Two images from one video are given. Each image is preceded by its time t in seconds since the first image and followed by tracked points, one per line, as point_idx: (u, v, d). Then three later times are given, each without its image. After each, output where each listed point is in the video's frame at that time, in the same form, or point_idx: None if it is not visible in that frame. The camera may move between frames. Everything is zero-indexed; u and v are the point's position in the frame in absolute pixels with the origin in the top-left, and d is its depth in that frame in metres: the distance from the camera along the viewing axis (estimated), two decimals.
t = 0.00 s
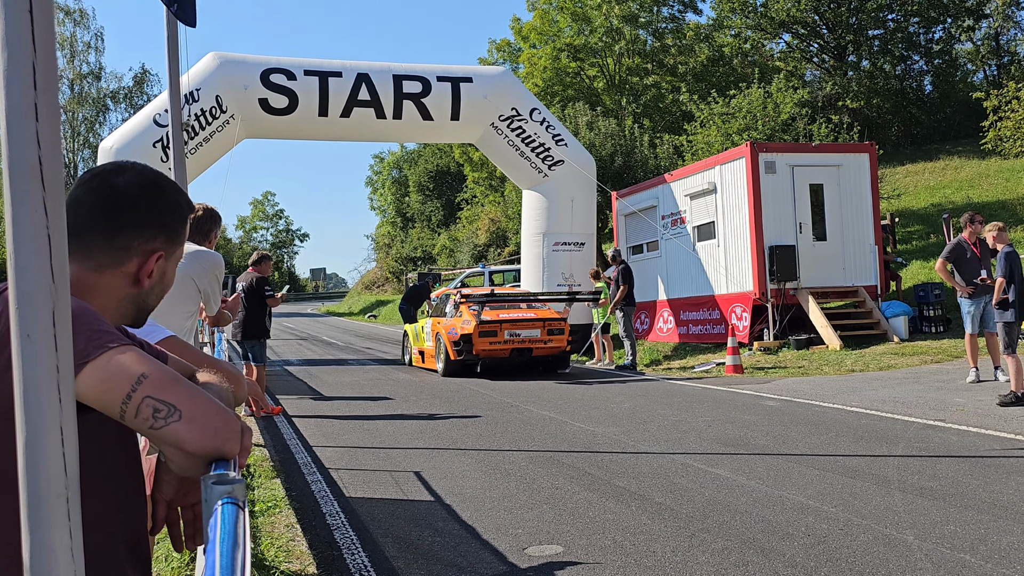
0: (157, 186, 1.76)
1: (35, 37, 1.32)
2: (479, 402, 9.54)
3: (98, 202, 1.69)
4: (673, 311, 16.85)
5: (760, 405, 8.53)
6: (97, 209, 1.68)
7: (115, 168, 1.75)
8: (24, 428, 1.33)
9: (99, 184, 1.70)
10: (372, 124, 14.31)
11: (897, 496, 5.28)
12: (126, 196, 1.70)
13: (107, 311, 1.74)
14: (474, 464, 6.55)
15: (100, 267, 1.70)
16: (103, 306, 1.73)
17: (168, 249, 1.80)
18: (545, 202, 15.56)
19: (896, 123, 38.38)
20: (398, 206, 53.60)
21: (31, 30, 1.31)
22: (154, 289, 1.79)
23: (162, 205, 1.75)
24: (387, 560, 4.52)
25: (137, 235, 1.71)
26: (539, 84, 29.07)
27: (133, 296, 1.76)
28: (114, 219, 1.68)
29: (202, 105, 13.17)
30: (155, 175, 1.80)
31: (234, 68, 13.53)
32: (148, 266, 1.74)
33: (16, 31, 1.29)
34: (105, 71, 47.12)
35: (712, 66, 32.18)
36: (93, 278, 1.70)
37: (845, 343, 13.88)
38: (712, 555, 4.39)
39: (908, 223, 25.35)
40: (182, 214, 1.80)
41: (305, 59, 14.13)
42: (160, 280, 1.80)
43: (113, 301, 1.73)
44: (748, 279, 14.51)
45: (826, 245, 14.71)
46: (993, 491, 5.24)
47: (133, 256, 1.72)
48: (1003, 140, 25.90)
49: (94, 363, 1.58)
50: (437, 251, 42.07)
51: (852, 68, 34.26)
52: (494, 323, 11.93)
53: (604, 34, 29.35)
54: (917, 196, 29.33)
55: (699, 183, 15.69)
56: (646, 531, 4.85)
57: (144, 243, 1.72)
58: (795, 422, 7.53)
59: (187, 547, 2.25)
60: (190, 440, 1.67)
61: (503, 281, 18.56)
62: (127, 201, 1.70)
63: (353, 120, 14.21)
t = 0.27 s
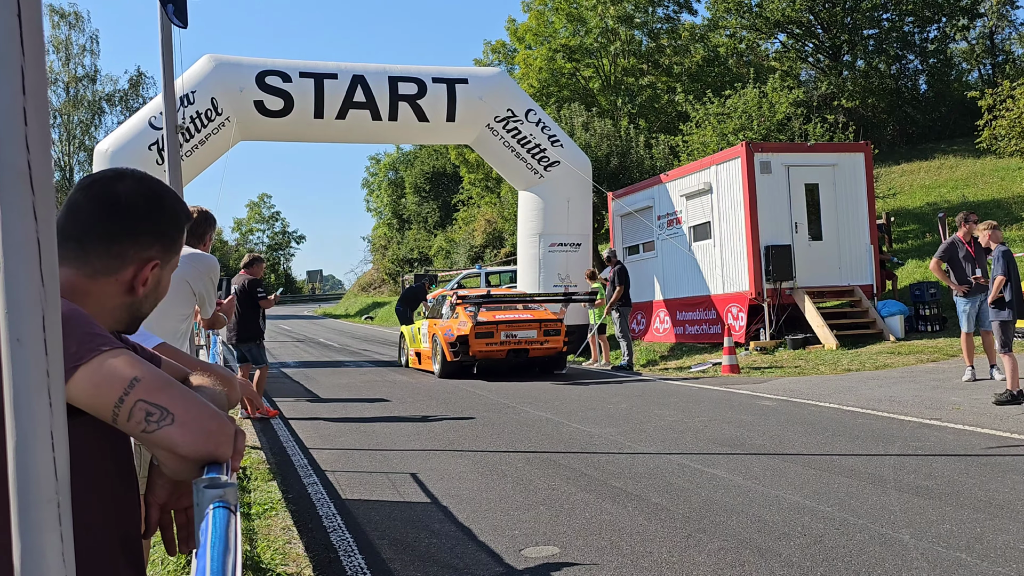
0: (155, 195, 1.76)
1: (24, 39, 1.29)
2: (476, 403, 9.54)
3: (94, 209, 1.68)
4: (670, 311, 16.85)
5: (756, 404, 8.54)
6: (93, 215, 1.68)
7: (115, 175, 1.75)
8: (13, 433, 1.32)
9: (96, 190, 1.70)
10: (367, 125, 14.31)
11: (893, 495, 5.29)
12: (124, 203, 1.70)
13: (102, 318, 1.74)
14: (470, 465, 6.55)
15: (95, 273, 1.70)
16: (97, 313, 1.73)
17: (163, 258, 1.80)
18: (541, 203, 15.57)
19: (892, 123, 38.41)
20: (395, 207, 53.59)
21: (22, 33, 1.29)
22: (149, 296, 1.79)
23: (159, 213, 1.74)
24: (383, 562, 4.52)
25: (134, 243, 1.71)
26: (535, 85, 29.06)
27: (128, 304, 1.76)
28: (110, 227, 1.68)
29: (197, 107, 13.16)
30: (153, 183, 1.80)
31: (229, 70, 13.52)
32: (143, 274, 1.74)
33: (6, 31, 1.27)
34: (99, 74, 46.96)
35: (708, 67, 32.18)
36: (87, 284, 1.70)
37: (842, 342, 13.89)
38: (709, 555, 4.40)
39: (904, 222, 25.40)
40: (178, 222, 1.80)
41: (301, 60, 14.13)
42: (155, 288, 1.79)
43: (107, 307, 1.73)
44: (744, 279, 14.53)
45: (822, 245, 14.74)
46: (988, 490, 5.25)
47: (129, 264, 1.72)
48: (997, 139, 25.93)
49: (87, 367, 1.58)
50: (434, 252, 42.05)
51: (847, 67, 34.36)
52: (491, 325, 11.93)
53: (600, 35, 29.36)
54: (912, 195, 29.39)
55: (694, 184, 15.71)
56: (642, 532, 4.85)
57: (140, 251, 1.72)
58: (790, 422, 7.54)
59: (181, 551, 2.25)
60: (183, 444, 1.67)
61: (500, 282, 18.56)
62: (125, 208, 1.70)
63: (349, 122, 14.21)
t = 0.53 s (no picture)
0: (146, 199, 1.76)
1: (13, 43, 1.27)
2: (474, 405, 9.53)
3: (85, 212, 1.68)
4: (668, 312, 16.86)
5: (754, 404, 8.54)
6: (84, 219, 1.68)
7: (104, 179, 1.74)
8: (4, 439, 1.31)
9: (87, 193, 1.70)
10: (364, 128, 14.31)
11: (891, 494, 5.29)
12: (113, 206, 1.70)
13: (95, 322, 1.74)
14: (469, 468, 6.55)
15: (86, 277, 1.70)
16: (90, 316, 1.73)
17: (156, 262, 1.80)
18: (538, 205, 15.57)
19: (888, 122, 38.46)
20: (392, 209, 53.58)
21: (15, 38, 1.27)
22: (141, 299, 1.79)
23: (150, 217, 1.75)
24: (382, 564, 4.52)
25: (124, 246, 1.70)
26: (530, 87, 29.06)
27: (120, 308, 1.76)
28: (101, 231, 1.68)
29: (193, 111, 13.15)
30: (144, 186, 1.80)
31: (225, 73, 13.51)
32: (134, 276, 1.74)
33: None
34: (95, 78, 46.86)
35: (704, 67, 32.19)
36: (79, 289, 1.70)
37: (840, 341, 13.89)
38: (708, 556, 4.39)
39: (901, 221, 25.42)
40: (169, 226, 1.80)
41: (297, 63, 14.12)
42: (147, 291, 1.79)
43: (99, 311, 1.73)
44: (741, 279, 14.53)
45: (819, 244, 14.76)
46: (986, 488, 5.26)
47: (120, 267, 1.72)
48: (994, 137, 25.96)
49: (81, 371, 1.58)
50: (432, 254, 42.03)
51: (843, 66, 34.40)
52: (488, 326, 11.92)
53: (596, 36, 29.39)
54: (909, 194, 29.43)
55: (691, 184, 15.72)
56: (641, 533, 4.85)
57: (130, 254, 1.72)
58: (789, 421, 7.54)
59: (177, 555, 2.25)
60: (178, 448, 1.66)
61: (497, 284, 18.56)
62: (114, 212, 1.69)
63: (345, 125, 14.21)
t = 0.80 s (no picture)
0: (143, 204, 1.75)
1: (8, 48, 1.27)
2: (474, 407, 9.54)
3: (82, 218, 1.68)
4: (667, 313, 16.86)
5: (754, 405, 8.55)
6: (81, 225, 1.68)
7: (101, 183, 1.74)
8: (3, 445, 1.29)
9: (85, 199, 1.70)
10: (362, 131, 14.31)
11: (891, 494, 5.29)
12: (109, 211, 1.70)
13: (94, 326, 1.73)
14: (469, 470, 6.55)
15: (84, 282, 1.69)
16: (89, 321, 1.72)
17: (155, 265, 1.79)
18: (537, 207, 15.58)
19: (886, 122, 38.49)
20: (390, 212, 53.58)
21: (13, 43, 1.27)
22: (141, 303, 1.79)
23: (148, 221, 1.74)
24: (382, 568, 4.51)
25: (120, 250, 1.70)
26: (528, 88, 29.02)
27: (120, 313, 1.75)
28: (99, 236, 1.68)
29: (191, 115, 13.16)
30: (142, 190, 1.79)
31: (223, 77, 13.52)
32: (132, 280, 1.74)
33: None
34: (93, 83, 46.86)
35: (701, 68, 32.20)
36: (79, 293, 1.69)
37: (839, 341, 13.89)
38: (708, 556, 4.39)
39: (899, 220, 25.43)
40: (167, 230, 1.80)
41: (294, 67, 14.13)
42: (146, 294, 1.79)
43: (99, 316, 1.73)
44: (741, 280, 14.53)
45: (818, 245, 14.77)
46: (986, 487, 5.26)
47: (118, 271, 1.72)
48: (991, 137, 25.98)
49: (81, 377, 1.57)
50: (430, 257, 42.03)
51: (840, 66, 34.42)
52: (488, 328, 11.92)
53: (593, 37, 29.41)
54: (907, 193, 29.46)
55: (689, 185, 15.73)
56: (641, 534, 4.84)
57: (128, 258, 1.72)
58: (788, 422, 7.54)
59: (179, 560, 2.23)
60: (179, 454, 1.63)
61: (496, 286, 18.57)
62: (111, 217, 1.69)
63: (343, 128, 14.21)
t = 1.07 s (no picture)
0: (138, 209, 1.76)
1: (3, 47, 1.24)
2: (473, 409, 9.53)
3: (77, 225, 1.68)
4: (666, 314, 16.86)
5: (753, 406, 8.55)
6: (76, 231, 1.68)
7: (95, 189, 1.74)
8: None
9: (80, 205, 1.70)
10: (361, 133, 14.32)
11: (891, 495, 5.28)
12: (103, 216, 1.70)
13: (90, 330, 1.73)
14: (468, 473, 6.54)
15: (78, 287, 1.69)
16: (84, 326, 1.72)
17: (149, 270, 1.79)
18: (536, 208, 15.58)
19: (884, 122, 38.49)
20: (390, 214, 53.57)
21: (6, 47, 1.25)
22: (137, 307, 1.79)
23: (142, 226, 1.74)
24: (382, 571, 4.50)
25: (114, 255, 1.70)
26: (527, 90, 28.70)
27: (116, 317, 1.75)
28: (94, 240, 1.68)
29: (190, 118, 13.17)
30: (135, 195, 1.79)
31: (221, 81, 13.53)
32: (127, 284, 1.73)
33: None
34: (91, 86, 46.79)
35: (699, 69, 32.22)
36: (74, 300, 1.70)
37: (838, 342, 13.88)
38: (708, 558, 4.39)
39: (898, 220, 25.44)
40: (161, 234, 1.80)
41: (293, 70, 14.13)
42: (141, 299, 1.79)
43: (95, 322, 1.73)
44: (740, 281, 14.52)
45: (817, 245, 14.77)
46: (984, 488, 5.26)
47: (113, 277, 1.72)
48: (990, 136, 25.97)
49: (77, 382, 1.57)
50: (430, 259, 42.04)
51: (839, 67, 34.43)
52: (487, 330, 11.92)
53: (591, 39, 29.43)
54: (906, 193, 29.47)
55: (688, 186, 15.73)
56: (641, 536, 4.84)
57: (122, 262, 1.71)
58: (788, 423, 7.53)
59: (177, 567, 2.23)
60: (176, 459, 1.63)
61: (496, 287, 18.58)
62: (105, 222, 1.69)
63: (342, 130, 14.22)
